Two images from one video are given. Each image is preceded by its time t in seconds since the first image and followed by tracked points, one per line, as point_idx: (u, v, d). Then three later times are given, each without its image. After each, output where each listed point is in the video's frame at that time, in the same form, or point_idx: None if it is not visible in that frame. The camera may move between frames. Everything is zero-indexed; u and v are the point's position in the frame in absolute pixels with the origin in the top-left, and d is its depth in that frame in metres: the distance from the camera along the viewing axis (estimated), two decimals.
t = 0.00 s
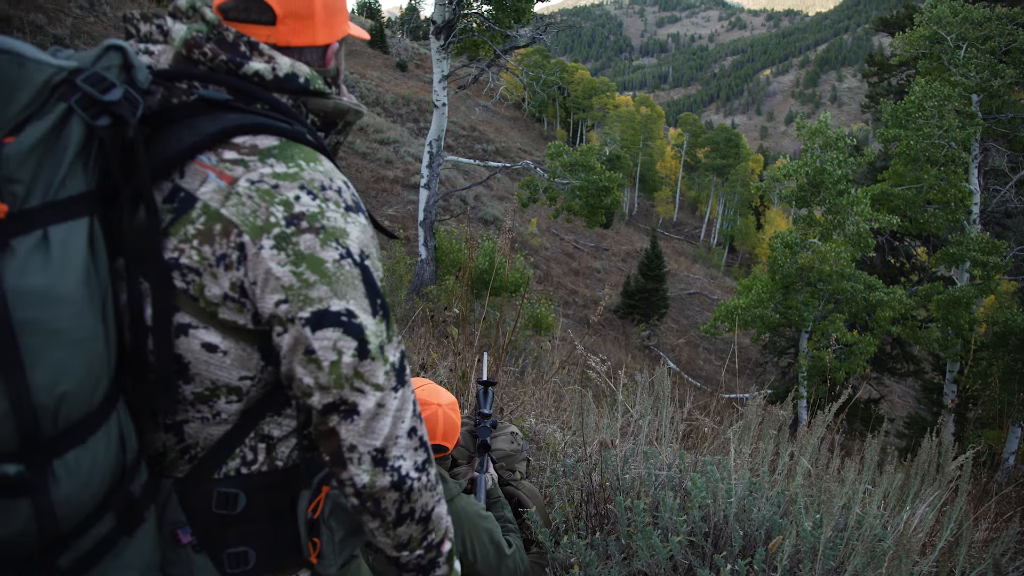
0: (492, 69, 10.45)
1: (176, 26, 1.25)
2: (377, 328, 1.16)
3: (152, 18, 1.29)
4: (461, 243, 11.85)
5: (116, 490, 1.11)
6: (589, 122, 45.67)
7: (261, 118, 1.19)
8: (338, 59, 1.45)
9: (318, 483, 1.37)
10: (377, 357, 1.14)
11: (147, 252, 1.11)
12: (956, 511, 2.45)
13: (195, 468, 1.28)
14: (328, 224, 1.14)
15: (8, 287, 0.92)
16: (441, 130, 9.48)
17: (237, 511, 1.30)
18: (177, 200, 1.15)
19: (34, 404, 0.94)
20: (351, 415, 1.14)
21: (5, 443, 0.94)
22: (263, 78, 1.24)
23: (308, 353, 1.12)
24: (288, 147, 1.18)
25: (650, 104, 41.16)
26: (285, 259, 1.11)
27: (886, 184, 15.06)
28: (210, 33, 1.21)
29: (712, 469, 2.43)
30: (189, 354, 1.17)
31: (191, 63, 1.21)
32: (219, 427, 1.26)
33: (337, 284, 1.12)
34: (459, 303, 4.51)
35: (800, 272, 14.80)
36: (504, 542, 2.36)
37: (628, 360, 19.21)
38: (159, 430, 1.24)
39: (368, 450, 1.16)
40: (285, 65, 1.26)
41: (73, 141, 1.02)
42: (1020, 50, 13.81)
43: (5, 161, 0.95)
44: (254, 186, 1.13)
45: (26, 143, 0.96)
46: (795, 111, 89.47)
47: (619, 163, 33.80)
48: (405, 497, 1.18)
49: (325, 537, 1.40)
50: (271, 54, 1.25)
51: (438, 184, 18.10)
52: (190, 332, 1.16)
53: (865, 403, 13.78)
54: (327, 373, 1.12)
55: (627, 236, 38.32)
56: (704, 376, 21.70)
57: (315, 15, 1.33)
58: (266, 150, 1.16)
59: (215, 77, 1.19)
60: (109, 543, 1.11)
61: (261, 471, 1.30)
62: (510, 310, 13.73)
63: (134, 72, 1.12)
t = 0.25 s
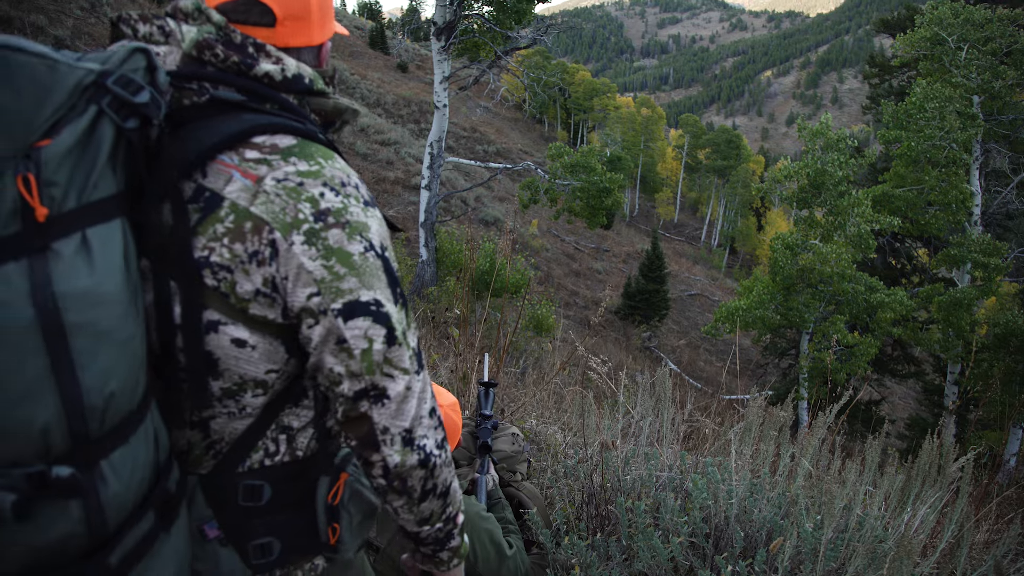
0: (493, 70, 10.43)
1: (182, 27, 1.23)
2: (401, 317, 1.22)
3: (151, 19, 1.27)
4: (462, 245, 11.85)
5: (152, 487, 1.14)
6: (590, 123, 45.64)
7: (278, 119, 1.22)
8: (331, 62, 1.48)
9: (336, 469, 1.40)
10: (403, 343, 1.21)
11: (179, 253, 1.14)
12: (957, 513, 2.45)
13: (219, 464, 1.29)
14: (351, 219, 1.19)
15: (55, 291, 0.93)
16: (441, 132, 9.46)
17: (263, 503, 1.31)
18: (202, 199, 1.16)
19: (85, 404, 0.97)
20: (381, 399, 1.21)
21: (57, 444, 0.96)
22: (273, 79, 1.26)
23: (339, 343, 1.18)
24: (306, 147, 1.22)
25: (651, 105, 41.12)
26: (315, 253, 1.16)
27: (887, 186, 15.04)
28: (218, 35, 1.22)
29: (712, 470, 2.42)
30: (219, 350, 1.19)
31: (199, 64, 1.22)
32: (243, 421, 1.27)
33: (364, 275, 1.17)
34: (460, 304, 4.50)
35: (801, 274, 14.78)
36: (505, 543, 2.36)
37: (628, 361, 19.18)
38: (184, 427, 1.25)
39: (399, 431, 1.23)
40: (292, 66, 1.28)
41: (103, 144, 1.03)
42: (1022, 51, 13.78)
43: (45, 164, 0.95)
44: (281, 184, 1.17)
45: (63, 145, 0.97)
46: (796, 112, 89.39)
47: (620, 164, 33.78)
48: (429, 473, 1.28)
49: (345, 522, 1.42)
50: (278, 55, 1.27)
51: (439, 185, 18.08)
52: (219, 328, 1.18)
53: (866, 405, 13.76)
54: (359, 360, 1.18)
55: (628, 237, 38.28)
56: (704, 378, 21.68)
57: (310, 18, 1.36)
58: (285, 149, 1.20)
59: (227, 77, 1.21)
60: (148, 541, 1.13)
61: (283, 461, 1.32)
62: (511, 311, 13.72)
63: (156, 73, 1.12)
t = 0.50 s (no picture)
0: (493, 71, 10.43)
1: (184, 31, 1.23)
2: (407, 313, 1.24)
3: (151, 23, 1.25)
4: (462, 246, 11.85)
5: (169, 486, 1.14)
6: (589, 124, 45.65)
7: (285, 120, 1.22)
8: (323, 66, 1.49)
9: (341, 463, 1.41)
10: (409, 338, 1.23)
11: (191, 253, 1.14)
12: (957, 515, 2.44)
13: (228, 463, 1.28)
14: (359, 218, 1.20)
15: (81, 291, 0.94)
16: (442, 133, 9.46)
17: (271, 500, 1.31)
18: (214, 201, 1.17)
19: (109, 403, 0.97)
20: (390, 394, 1.21)
21: (81, 444, 0.96)
22: (276, 82, 1.26)
23: (350, 339, 1.18)
24: (313, 148, 1.23)
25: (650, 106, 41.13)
26: (327, 252, 1.17)
27: (887, 187, 15.05)
28: (222, 39, 1.22)
29: (712, 472, 2.42)
30: (232, 349, 1.19)
31: (203, 68, 1.22)
32: (253, 419, 1.27)
33: (373, 272, 1.19)
34: (460, 306, 4.50)
35: (800, 275, 14.79)
36: (505, 545, 2.36)
37: (628, 362, 19.19)
38: (195, 426, 1.25)
39: (408, 423, 1.24)
40: (294, 69, 1.28)
41: (121, 146, 1.03)
42: (1021, 53, 13.80)
43: (68, 166, 0.96)
44: (292, 185, 1.18)
45: (84, 147, 0.98)
46: (796, 113, 89.46)
47: (620, 165, 33.77)
48: (435, 465, 1.28)
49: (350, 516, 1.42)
50: (281, 58, 1.27)
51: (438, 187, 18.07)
52: (231, 327, 1.18)
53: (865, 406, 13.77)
54: (369, 356, 1.19)
55: (627, 238, 38.29)
56: (704, 379, 21.69)
57: (307, 23, 1.36)
58: (294, 151, 1.20)
59: (231, 81, 1.21)
60: (167, 538, 1.13)
61: (290, 458, 1.32)
62: (511, 313, 13.72)
63: (169, 76, 1.12)
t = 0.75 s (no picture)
0: (491, 72, 10.43)
1: (181, 32, 1.22)
2: (405, 310, 1.24)
3: (147, 24, 1.24)
4: (460, 247, 11.85)
5: (170, 485, 1.15)
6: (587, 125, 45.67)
7: (282, 120, 1.23)
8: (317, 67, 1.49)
9: (340, 461, 1.40)
10: (407, 335, 1.23)
11: (191, 250, 1.14)
12: (955, 515, 2.44)
13: (227, 461, 1.28)
14: (357, 216, 1.20)
15: (85, 288, 0.94)
16: (439, 134, 9.46)
17: (271, 497, 1.31)
18: (214, 199, 1.16)
19: (113, 399, 0.97)
20: (388, 389, 1.21)
21: (85, 440, 0.96)
22: (273, 83, 1.26)
23: (349, 336, 1.18)
24: (310, 147, 1.23)
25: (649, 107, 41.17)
26: (326, 249, 1.17)
27: (885, 188, 15.06)
28: (219, 40, 1.22)
29: (711, 473, 2.42)
30: (231, 347, 1.19)
31: (201, 68, 1.22)
32: (252, 417, 1.27)
33: (371, 269, 1.19)
34: (458, 307, 4.49)
35: (798, 276, 14.80)
36: (503, 546, 2.35)
37: (626, 363, 19.19)
38: (195, 424, 1.25)
39: (405, 419, 1.24)
40: (290, 70, 1.29)
41: (122, 146, 1.03)
42: (1018, 54, 13.84)
43: (70, 164, 0.96)
44: (290, 184, 1.18)
45: (87, 145, 0.97)
46: (794, 114, 89.55)
47: (618, 167, 33.79)
48: (433, 461, 1.28)
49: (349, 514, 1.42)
50: (277, 59, 1.27)
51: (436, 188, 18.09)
52: (231, 325, 1.18)
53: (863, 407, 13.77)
54: (367, 352, 1.19)
55: (625, 239, 38.31)
56: (702, 380, 21.70)
57: (302, 24, 1.37)
58: (292, 150, 1.21)
59: (229, 81, 1.21)
60: (168, 536, 1.13)
61: (289, 456, 1.32)
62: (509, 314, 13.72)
63: (170, 76, 1.12)
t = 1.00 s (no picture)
0: (490, 72, 10.43)
1: (179, 32, 1.21)
2: (405, 310, 1.24)
3: (146, 24, 1.24)
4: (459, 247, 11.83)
5: (169, 486, 1.14)
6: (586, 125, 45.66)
7: (282, 120, 1.22)
8: (315, 68, 1.48)
9: (339, 461, 1.40)
10: (407, 334, 1.22)
11: (191, 249, 1.13)
12: (956, 515, 2.43)
13: (227, 461, 1.27)
14: (357, 216, 1.20)
15: (86, 286, 0.94)
16: (438, 134, 9.46)
17: (270, 497, 1.30)
18: (213, 199, 1.16)
19: (113, 397, 0.97)
20: (387, 388, 1.21)
21: (85, 439, 0.95)
22: (272, 83, 1.25)
23: (349, 335, 1.18)
24: (309, 147, 1.23)
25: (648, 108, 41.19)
26: (325, 248, 1.16)
27: (883, 188, 15.07)
28: (218, 40, 1.21)
29: (710, 473, 2.41)
30: (231, 346, 1.18)
31: (200, 69, 1.21)
32: (252, 416, 1.26)
33: (370, 268, 1.18)
34: (457, 307, 4.48)
35: (797, 276, 14.81)
36: (502, 546, 2.35)
37: (625, 363, 19.20)
38: (195, 424, 1.24)
39: (404, 419, 1.23)
40: (289, 70, 1.28)
41: (123, 144, 1.02)
42: (1017, 54, 13.86)
43: (70, 163, 0.95)
44: (290, 183, 1.17)
45: (87, 144, 0.96)
46: (792, 115, 89.64)
47: (616, 167, 33.81)
48: (432, 461, 1.27)
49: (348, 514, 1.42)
50: (276, 59, 1.27)
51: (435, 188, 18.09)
52: (231, 324, 1.17)
53: (862, 407, 13.78)
54: (367, 351, 1.18)
55: (624, 239, 38.33)
56: (701, 380, 21.69)
57: (301, 25, 1.36)
58: (291, 150, 1.20)
59: (228, 81, 1.20)
60: (168, 535, 1.12)
61: (288, 456, 1.31)
62: (508, 314, 13.72)
63: (170, 76, 1.11)
